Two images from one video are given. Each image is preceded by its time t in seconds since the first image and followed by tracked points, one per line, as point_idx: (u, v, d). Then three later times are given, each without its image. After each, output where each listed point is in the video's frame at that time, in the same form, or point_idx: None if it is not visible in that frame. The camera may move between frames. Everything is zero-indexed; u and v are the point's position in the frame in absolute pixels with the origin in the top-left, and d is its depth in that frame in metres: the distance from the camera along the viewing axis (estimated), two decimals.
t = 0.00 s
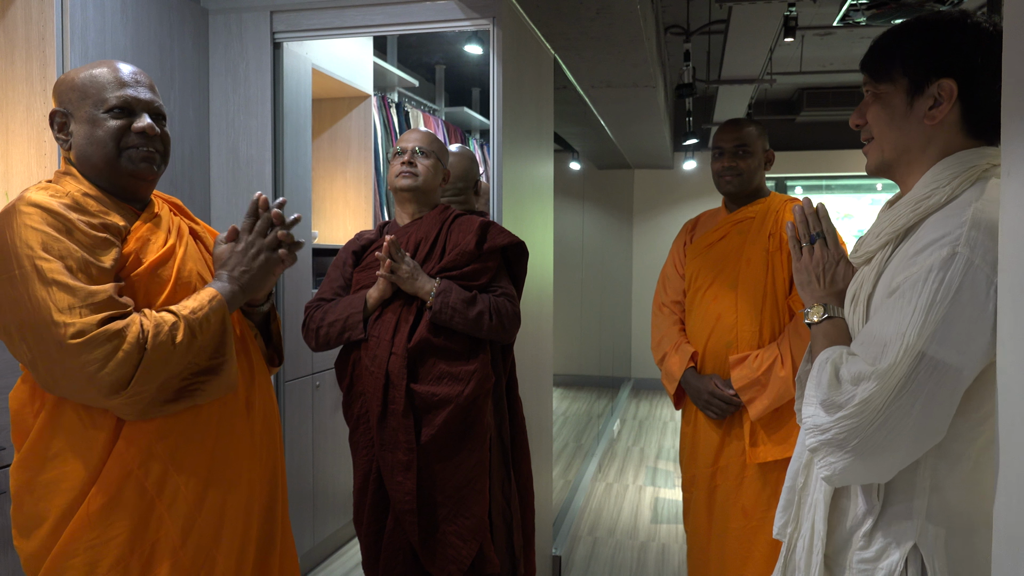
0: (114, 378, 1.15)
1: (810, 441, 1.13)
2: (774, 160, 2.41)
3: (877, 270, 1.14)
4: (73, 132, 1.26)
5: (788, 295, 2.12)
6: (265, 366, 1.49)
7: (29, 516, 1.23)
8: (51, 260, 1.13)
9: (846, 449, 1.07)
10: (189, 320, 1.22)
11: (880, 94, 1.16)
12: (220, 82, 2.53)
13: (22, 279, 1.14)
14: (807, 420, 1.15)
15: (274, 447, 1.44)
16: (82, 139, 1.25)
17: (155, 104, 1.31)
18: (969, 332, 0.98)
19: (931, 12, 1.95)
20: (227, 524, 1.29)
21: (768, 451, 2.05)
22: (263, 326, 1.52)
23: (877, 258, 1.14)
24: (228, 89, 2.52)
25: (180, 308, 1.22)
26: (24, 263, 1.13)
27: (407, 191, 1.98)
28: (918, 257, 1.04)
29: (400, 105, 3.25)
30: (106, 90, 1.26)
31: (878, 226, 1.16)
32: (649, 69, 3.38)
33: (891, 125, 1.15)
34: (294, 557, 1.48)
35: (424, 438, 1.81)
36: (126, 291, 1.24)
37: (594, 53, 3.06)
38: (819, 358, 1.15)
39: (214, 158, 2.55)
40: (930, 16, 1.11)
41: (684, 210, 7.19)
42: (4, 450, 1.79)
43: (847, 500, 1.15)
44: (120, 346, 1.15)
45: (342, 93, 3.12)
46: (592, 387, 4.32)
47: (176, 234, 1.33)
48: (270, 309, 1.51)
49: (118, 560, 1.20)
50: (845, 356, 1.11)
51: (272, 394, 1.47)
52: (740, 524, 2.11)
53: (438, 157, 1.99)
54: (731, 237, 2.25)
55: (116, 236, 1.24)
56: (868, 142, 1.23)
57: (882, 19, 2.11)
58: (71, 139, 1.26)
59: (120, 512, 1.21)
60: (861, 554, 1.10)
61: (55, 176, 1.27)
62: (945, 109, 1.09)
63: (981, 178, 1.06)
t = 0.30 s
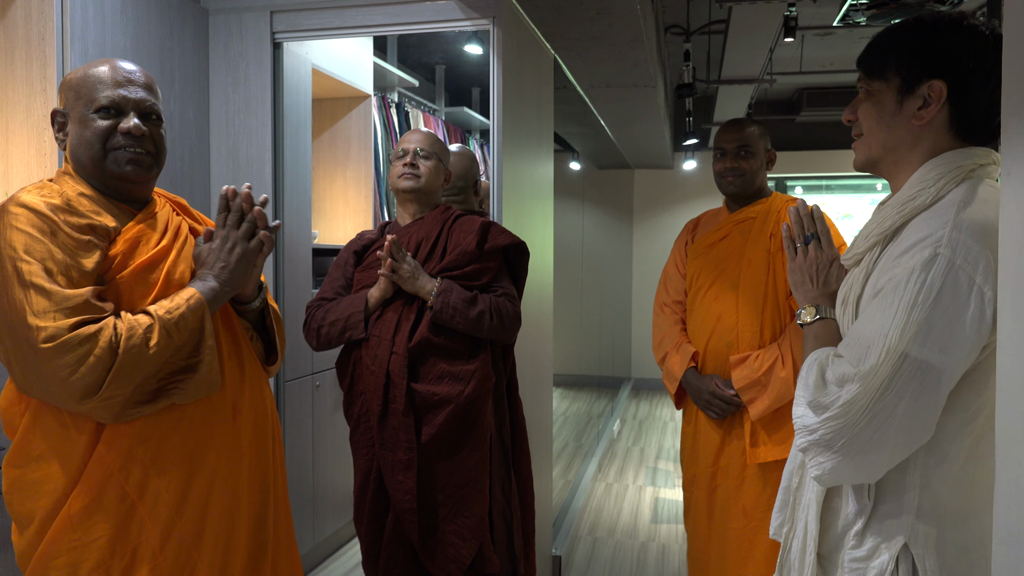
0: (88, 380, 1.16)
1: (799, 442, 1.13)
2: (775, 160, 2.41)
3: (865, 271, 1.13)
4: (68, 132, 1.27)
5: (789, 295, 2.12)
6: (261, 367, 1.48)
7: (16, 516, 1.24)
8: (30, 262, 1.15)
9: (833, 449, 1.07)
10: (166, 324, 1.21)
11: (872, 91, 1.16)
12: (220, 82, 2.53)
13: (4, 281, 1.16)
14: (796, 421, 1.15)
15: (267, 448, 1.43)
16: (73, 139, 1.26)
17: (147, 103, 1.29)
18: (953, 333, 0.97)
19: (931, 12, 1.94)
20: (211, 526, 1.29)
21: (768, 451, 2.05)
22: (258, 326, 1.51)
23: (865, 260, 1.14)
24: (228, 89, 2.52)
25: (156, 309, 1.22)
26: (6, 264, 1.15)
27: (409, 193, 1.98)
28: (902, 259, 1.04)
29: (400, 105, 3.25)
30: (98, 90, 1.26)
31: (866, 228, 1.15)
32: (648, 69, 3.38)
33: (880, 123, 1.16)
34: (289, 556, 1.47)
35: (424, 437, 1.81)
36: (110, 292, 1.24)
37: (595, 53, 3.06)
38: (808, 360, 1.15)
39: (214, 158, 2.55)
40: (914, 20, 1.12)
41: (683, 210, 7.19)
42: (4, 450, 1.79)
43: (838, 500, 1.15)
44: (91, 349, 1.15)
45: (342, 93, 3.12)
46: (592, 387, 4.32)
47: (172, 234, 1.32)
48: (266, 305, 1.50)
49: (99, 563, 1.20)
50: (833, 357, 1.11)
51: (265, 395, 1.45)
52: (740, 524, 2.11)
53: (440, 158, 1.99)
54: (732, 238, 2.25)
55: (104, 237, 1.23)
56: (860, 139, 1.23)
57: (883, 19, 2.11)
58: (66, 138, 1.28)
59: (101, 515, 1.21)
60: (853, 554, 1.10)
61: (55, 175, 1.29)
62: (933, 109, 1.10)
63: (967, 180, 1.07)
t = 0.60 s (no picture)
0: (77, 385, 1.16)
1: (812, 456, 1.13)
2: (775, 160, 2.40)
3: (854, 279, 1.13)
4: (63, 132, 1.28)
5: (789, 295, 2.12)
6: (258, 369, 1.48)
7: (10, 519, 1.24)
8: (18, 266, 1.14)
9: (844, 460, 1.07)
10: (156, 327, 1.21)
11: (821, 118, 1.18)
12: (220, 82, 2.53)
13: None
14: (805, 435, 1.15)
15: (264, 448, 1.43)
16: (68, 140, 1.26)
17: (143, 106, 1.29)
18: (948, 328, 0.97)
19: (931, 12, 1.94)
20: (208, 526, 1.29)
21: (769, 450, 2.05)
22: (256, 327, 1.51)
23: (852, 268, 1.14)
24: (228, 89, 2.52)
25: (147, 311, 1.22)
26: None
27: (412, 195, 1.98)
28: (886, 263, 1.04)
29: (400, 105, 3.25)
30: (94, 91, 1.25)
31: (847, 236, 1.15)
32: (649, 69, 3.38)
33: (840, 145, 1.17)
34: (288, 557, 1.47)
35: (425, 436, 1.81)
36: (101, 295, 1.24)
37: (595, 53, 3.06)
38: (810, 374, 1.15)
39: (214, 158, 2.55)
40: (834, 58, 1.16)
41: (683, 210, 7.19)
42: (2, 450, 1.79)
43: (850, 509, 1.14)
44: (80, 354, 1.16)
45: (342, 93, 3.12)
46: (592, 387, 4.31)
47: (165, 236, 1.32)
48: (262, 305, 1.50)
49: (95, 566, 1.20)
50: (832, 366, 1.12)
51: (263, 397, 1.45)
52: (741, 524, 2.11)
53: (442, 159, 1.99)
54: (732, 238, 2.25)
55: (95, 239, 1.22)
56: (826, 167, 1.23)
57: (883, 20, 2.11)
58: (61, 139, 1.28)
59: (95, 518, 1.21)
60: (869, 562, 1.10)
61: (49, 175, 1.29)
62: (886, 118, 1.11)
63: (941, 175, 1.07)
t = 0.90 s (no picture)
0: (100, 390, 1.15)
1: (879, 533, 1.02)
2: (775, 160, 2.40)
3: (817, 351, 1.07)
4: (64, 133, 1.25)
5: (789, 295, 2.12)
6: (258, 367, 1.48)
7: (17, 526, 1.22)
8: (31, 270, 1.12)
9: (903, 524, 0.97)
10: (173, 327, 1.22)
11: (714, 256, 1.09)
12: (220, 82, 2.53)
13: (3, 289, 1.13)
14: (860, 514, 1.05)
15: (267, 446, 1.43)
16: (72, 142, 1.24)
17: (151, 111, 1.30)
18: (919, 354, 0.92)
19: (931, 12, 1.94)
20: (223, 527, 1.30)
21: (769, 449, 2.05)
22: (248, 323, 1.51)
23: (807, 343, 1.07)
24: (228, 89, 2.52)
25: (162, 312, 1.22)
26: (5, 272, 1.12)
27: (416, 197, 1.98)
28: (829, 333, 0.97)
29: (400, 105, 3.26)
30: (102, 94, 1.25)
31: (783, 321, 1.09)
32: (649, 69, 3.38)
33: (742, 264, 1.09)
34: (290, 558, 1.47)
35: (429, 436, 1.81)
36: (111, 297, 1.23)
37: (595, 52, 3.06)
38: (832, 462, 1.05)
39: (214, 158, 2.55)
40: (676, 216, 1.10)
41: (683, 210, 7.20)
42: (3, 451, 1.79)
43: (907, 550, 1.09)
44: (102, 359, 1.15)
45: (342, 93, 3.12)
46: (592, 387, 4.31)
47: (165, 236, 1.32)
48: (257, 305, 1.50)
49: (111, 569, 1.20)
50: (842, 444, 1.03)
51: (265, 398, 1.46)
52: (742, 524, 2.11)
53: (444, 160, 2.00)
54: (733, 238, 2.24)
55: (102, 240, 1.21)
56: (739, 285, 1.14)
57: (883, 20, 2.11)
58: (61, 139, 1.25)
59: (111, 523, 1.20)
60: None
61: (40, 175, 1.26)
62: (756, 224, 1.07)
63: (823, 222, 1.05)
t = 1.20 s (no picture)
0: (143, 399, 1.08)
1: None
2: (775, 160, 2.40)
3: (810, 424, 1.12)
4: (83, 133, 1.14)
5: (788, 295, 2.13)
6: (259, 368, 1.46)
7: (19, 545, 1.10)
8: (66, 277, 1.04)
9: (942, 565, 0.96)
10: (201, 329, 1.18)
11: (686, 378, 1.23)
12: (220, 82, 2.53)
13: (32, 297, 1.03)
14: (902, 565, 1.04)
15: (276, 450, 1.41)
16: (95, 145, 1.14)
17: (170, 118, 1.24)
18: (901, 410, 0.96)
19: (930, 12, 1.94)
20: (245, 533, 1.25)
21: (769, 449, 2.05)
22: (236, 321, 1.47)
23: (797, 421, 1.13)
24: (228, 89, 2.52)
25: (188, 315, 1.18)
26: (37, 280, 1.03)
27: (417, 199, 1.98)
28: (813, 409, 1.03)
29: (400, 105, 3.26)
30: (134, 100, 1.16)
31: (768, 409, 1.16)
32: (649, 69, 3.38)
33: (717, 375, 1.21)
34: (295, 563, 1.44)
35: (431, 436, 1.81)
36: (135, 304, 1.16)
37: (595, 52, 3.06)
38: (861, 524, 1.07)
39: (214, 158, 2.54)
40: (640, 357, 1.23)
41: (683, 210, 7.20)
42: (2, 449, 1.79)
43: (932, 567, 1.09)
44: (146, 367, 1.08)
45: (341, 94, 3.12)
46: (592, 387, 4.31)
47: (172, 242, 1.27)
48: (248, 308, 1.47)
49: None
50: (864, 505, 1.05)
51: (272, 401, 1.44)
52: (742, 523, 2.12)
53: (445, 161, 1.99)
54: (733, 238, 2.24)
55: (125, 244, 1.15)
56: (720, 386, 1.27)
57: (883, 20, 2.11)
58: (79, 140, 1.14)
59: (138, 530, 1.13)
60: None
61: (37, 172, 1.13)
62: (715, 339, 1.18)
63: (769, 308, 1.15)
